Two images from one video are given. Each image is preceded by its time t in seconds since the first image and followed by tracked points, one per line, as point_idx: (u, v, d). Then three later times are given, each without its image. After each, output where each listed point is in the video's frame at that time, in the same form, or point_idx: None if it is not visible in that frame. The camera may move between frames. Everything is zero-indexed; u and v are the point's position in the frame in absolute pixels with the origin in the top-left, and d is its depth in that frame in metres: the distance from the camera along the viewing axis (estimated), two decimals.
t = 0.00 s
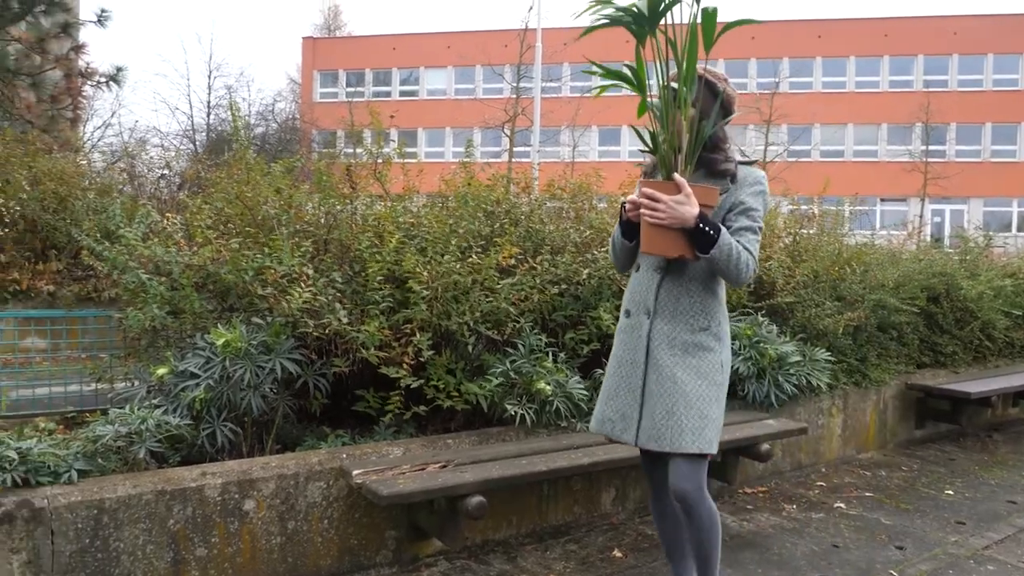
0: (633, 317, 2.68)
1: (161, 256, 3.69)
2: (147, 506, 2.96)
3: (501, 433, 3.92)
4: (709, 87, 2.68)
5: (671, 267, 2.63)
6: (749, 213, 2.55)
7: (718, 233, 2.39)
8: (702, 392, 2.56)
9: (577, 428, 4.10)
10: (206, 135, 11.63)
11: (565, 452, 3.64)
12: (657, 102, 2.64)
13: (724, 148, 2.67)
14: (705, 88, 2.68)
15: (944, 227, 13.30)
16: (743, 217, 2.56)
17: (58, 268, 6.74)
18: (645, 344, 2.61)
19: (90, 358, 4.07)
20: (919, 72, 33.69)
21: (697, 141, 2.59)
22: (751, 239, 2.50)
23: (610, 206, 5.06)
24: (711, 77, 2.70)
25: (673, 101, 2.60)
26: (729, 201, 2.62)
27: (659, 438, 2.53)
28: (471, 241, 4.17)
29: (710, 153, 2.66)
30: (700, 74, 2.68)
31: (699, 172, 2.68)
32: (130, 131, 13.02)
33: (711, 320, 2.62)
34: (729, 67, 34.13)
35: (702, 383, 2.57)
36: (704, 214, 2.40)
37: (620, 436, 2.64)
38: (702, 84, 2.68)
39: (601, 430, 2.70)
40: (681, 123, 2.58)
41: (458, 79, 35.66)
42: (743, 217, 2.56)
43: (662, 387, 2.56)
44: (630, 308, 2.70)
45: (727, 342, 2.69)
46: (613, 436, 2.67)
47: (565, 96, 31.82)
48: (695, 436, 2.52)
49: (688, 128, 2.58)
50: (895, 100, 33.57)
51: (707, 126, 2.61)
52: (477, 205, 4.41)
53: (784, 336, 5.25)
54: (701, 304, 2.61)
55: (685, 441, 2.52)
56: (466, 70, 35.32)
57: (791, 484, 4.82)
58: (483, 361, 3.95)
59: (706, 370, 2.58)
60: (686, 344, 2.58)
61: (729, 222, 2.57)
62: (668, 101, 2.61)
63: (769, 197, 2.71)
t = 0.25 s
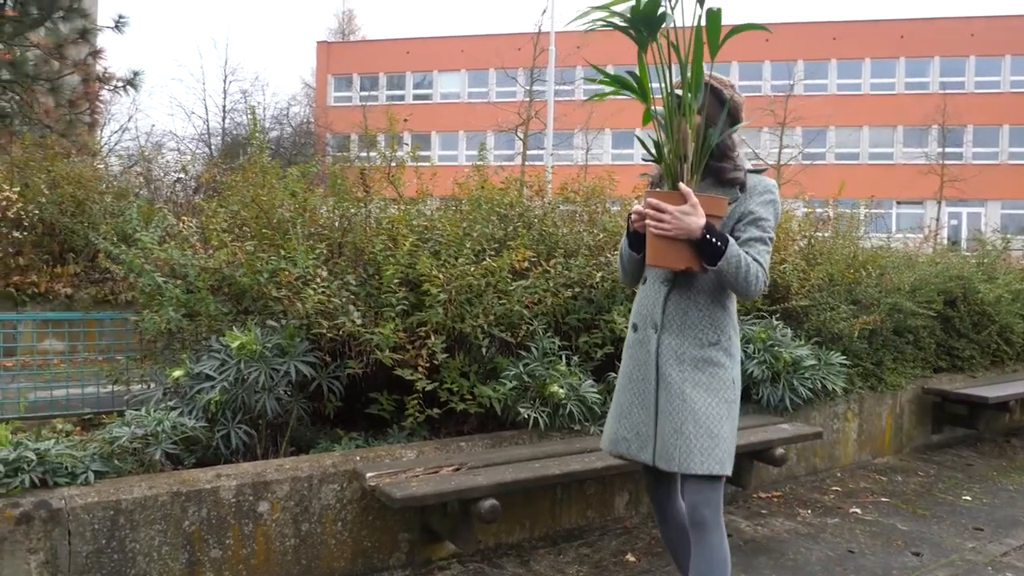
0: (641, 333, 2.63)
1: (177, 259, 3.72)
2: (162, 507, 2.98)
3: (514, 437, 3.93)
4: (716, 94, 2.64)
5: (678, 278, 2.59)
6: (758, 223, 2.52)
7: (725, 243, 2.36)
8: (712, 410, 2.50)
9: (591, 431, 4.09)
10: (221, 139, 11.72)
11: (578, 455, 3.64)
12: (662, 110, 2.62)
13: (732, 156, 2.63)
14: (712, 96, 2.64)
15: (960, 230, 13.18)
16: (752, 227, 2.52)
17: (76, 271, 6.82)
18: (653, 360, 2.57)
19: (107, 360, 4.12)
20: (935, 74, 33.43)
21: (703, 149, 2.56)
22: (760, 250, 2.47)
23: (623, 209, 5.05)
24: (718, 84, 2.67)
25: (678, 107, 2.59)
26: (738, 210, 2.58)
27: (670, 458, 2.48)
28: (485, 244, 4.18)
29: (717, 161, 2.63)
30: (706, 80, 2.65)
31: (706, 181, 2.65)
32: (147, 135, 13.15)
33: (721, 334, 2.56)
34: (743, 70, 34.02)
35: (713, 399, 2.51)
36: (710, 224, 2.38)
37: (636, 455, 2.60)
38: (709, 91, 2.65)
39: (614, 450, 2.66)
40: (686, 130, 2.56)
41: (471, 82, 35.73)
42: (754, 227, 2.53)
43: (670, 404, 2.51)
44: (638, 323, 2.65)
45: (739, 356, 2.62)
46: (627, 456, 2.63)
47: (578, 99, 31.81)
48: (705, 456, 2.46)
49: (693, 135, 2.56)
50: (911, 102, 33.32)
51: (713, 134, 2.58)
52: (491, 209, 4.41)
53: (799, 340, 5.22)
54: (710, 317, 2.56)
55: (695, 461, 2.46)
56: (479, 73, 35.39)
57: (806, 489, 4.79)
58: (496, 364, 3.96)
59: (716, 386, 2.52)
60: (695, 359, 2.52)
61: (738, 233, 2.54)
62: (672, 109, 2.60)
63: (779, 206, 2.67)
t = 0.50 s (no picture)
0: (649, 339, 2.50)
1: (193, 263, 3.75)
2: (177, 509, 3.01)
3: (528, 440, 3.93)
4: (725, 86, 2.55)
5: (688, 279, 2.45)
6: (772, 218, 2.40)
7: (736, 235, 2.24)
8: (723, 422, 2.36)
9: (604, 435, 4.08)
10: (236, 143, 11.81)
11: (592, 459, 3.63)
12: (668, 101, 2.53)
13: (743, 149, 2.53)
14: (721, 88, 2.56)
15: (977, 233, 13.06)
16: (765, 221, 2.41)
17: (93, 274, 6.89)
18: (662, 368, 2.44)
19: (123, 362, 4.12)
20: (952, 76, 33.15)
21: (712, 141, 2.47)
22: (775, 246, 2.35)
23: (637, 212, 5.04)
24: (727, 77, 2.58)
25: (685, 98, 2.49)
26: (750, 204, 2.47)
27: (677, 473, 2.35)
28: (499, 247, 4.18)
29: (726, 155, 2.53)
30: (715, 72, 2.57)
31: (715, 176, 2.55)
32: (163, 139, 13.28)
33: (734, 339, 2.42)
34: (757, 72, 33.90)
35: (725, 409, 2.36)
36: (720, 215, 2.26)
37: (651, 473, 2.49)
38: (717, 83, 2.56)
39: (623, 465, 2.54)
40: (693, 121, 2.47)
41: (484, 85, 35.80)
42: (767, 221, 2.41)
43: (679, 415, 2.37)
44: (647, 329, 2.53)
45: (754, 364, 2.47)
46: (643, 475, 2.51)
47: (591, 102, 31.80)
48: (715, 472, 2.32)
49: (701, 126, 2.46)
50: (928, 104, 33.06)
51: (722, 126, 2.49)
52: (504, 212, 4.42)
53: (814, 343, 5.19)
54: (722, 322, 2.42)
55: (703, 477, 2.32)
56: (493, 76, 35.45)
57: (821, 493, 4.75)
58: (510, 367, 3.96)
59: (728, 395, 2.37)
60: (706, 366, 2.38)
61: (751, 228, 2.42)
62: (678, 100, 2.51)
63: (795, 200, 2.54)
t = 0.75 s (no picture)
0: (658, 342, 2.26)
1: (210, 265, 3.79)
2: (195, 509, 3.03)
3: (543, 442, 3.92)
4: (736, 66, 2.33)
5: (700, 274, 2.23)
6: (789, 202, 2.17)
7: (751, 218, 2.02)
8: (743, 430, 2.12)
9: (619, 438, 4.07)
10: (253, 147, 11.91)
11: (607, 462, 3.62)
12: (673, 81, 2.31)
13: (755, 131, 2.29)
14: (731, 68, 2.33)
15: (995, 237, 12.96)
16: (782, 206, 2.17)
17: (112, 276, 6.95)
18: (673, 371, 2.19)
19: (143, 364, 4.16)
20: (972, 77, 32.84)
21: (721, 123, 2.23)
22: (796, 232, 2.12)
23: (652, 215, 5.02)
24: (737, 56, 2.35)
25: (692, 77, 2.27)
26: (765, 190, 2.24)
27: (691, 490, 2.10)
28: (515, 250, 4.19)
29: (736, 138, 2.28)
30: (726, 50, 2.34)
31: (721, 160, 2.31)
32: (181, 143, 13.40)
33: (752, 337, 2.19)
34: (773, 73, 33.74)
35: (743, 416, 2.13)
36: (731, 196, 2.04)
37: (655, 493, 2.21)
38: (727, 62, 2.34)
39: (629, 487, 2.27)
40: (700, 101, 2.24)
41: (499, 88, 35.85)
42: (784, 206, 2.18)
43: (692, 424, 2.13)
44: (655, 331, 2.29)
45: (774, 365, 2.24)
46: (645, 495, 2.25)
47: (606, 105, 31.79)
48: (735, 486, 2.08)
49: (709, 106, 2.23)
50: (947, 105, 32.76)
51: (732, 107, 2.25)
52: (520, 214, 4.43)
53: (831, 346, 5.14)
54: (738, 318, 2.19)
55: (723, 492, 2.08)
56: (508, 79, 35.49)
57: (838, 498, 4.71)
58: (524, 370, 3.95)
59: (748, 400, 2.14)
60: (721, 368, 2.15)
61: (766, 215, 2.19)
62: (685, 78, 2.28)
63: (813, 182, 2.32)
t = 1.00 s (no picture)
0: (673, 351, 2.24)
1: (230, 267, 3.82)
2: (214, 509, 3.05)
3: (560, 445, 3.92)
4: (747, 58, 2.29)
5: (716, 279, 2.20)
6: (810, 199, 2.13)
7: (772, 221, 1.97)
8: (766, 444, 2.07)
9: (637, 440, 4.06)
10: (271, 150, 12.01)
11: (624, 465, 3.61)
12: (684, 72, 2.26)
13: (771, 126, 2.24)
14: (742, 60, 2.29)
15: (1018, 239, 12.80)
16: (802, 204, 2.13)
17: (133, 278, 7.04)
18: (691, 382, 2.16)
19: (162, 365, 4.19)
20: (995, 77, 32.44)
21: (735, 115, 2.18)
22: (818, 232, 2.07)
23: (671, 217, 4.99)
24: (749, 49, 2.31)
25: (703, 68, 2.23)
26: (784, 186, 2.19)
27: (713, 510, 2.05)
28: (532, 252, 4.19)
29: (749, 133, 2.24)
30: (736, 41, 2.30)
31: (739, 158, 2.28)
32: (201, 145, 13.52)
33: (775, 346, 2.14)
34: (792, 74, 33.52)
35: (766, 429, 2.08)
36: (750, 197, 1.99)
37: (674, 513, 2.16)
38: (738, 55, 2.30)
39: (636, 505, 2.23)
40: (713, 93, 2.19)
41: (517, 91, 35.88)
42: (805, 204, 2.13)
43: (712, 438, 2.09)
44: (670, 340, 2.26)
45: (799, 374, 2.19)
46: (644, 510, 2.20)
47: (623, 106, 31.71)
48: (760, 504, 2.04)
49: (722, 97, 2.18)
50: (969, 106, 32.38)
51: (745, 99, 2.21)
52: (537, 216, 4.43)
53: (851, 349, 5.10)
54: (759, 326, 2.15)
55: (747, 511, 2.04)
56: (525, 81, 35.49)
57: (858, 502, 4.67)
58: (542, 372, 3.95)
59: (771, 412, 2.09)
60: (742, 379, 2.11)
61: (786, 212, 2.14)
62: (696, 70, 2.24)
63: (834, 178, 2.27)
